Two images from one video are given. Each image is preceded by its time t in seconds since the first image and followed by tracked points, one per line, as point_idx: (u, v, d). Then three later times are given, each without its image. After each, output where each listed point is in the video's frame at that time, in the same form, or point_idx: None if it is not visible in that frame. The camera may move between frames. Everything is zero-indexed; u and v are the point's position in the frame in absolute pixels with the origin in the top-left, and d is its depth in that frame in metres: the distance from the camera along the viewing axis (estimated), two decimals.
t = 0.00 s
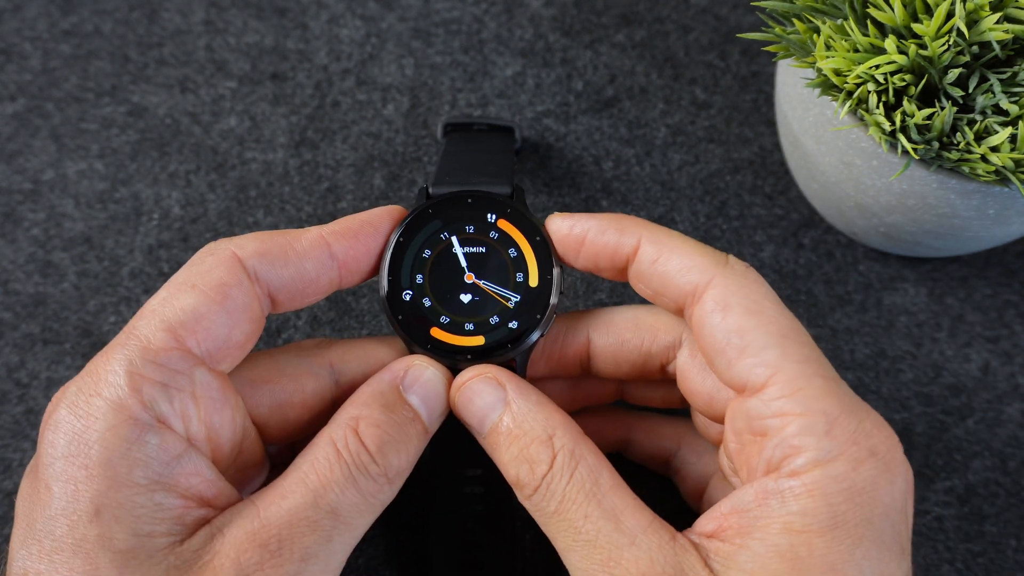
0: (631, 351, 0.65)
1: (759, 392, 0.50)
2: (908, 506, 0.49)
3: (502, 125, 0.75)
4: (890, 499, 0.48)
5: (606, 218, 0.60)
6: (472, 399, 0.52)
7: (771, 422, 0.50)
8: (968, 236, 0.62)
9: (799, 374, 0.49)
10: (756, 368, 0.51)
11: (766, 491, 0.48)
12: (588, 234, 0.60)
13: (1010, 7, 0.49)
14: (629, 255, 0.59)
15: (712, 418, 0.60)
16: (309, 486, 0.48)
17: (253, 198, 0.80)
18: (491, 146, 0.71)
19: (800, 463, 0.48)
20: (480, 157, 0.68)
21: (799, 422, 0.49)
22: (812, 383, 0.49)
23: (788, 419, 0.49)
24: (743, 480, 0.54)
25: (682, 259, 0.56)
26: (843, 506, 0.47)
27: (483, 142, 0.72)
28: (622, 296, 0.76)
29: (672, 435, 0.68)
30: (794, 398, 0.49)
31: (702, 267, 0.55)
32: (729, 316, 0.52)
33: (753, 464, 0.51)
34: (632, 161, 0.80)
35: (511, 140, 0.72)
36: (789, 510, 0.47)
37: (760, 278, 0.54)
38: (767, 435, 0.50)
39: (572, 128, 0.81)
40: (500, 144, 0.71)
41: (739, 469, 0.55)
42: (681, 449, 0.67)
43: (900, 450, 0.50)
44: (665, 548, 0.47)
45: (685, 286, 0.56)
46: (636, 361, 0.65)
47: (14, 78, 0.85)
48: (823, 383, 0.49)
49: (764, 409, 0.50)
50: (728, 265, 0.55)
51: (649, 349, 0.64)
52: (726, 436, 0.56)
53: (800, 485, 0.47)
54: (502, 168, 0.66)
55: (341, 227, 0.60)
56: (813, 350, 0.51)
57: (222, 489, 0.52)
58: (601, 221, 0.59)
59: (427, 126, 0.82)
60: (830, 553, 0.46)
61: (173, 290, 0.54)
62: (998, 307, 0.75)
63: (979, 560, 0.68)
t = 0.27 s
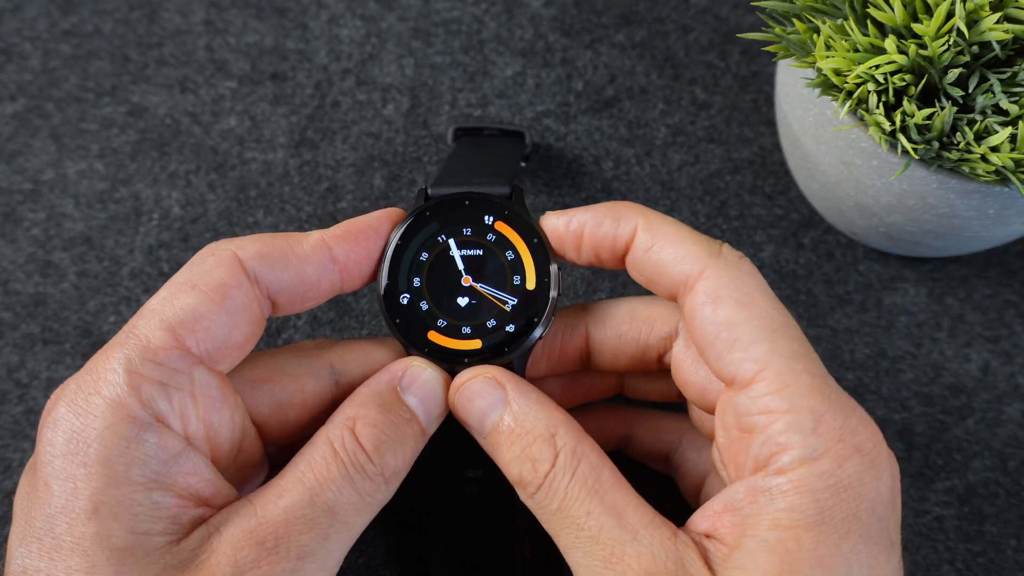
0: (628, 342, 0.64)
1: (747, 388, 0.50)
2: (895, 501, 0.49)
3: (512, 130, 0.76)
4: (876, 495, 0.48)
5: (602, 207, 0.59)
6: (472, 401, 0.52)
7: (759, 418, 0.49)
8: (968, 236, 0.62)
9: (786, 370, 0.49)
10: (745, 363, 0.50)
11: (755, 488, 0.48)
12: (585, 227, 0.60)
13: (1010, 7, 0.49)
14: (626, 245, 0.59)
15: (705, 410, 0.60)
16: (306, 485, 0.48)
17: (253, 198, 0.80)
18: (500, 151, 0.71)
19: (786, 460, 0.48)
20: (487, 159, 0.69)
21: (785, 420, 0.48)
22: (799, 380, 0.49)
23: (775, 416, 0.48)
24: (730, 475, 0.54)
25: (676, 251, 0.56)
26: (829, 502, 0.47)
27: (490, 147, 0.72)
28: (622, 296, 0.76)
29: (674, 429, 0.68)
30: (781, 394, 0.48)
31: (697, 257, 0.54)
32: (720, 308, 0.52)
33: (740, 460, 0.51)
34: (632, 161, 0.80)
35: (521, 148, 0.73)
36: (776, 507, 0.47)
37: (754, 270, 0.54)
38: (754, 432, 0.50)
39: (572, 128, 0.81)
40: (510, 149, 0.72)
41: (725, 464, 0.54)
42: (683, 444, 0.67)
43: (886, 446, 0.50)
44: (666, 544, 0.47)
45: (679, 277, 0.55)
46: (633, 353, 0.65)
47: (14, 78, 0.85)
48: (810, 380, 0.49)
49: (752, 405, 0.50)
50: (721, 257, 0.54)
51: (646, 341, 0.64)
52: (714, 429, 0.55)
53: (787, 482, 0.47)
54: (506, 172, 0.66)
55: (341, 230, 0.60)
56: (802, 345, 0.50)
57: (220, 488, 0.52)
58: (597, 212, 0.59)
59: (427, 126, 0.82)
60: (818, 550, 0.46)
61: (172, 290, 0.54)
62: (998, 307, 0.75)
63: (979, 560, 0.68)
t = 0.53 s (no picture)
0: (623, 345, 0.64)
1: (737, 387, 0.49)
2: (888, 497, 0.49)
3: (508, 127, 0.76)
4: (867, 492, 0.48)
5: (593, 209, 0.59)
6: (470, 399, 0.51)
7: (749, 417, 0.49)
8: (968, 236, 0.62)
9: (775, 370, 0.48)
10: (734, 363, 0.49)
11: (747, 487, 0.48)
12: (579, 229, 0.60)
13: (1010, 7, 0.49)
14: (619, 246, 0.59)
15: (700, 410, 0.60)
16: (305, 483, 0.49)
17: (253, 198, 0.80)
18: (495, 149, 0.71)
19: (777, 458, 0.47)
20: (481, 159, 0.68)
21: (776, 418, 0.48)
22: (789, 378, 0.48)
23: (766, 416, 0.48)
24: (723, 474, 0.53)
25: (666, 251, 0.55)
26: (821, 499, 0.47)
27: (485, 145, 0.72)
28: (622, 296, 0.76)
29: (673, 427, 0.68)
30: (771, 393, 0.48)
31: (685, 258, 0.54)
32: (709, 309, 0.51)
33: (732, 459, 0.51)
34: (632, 161, 0.80)
35: (515, 144, 0.73)
36: (768, 504, 0.47)
37: (744, 269, 0.53)
38: (745, 431, 0.49)
39: (572, 128, 0.81)
40: (503, 145, 0.72)
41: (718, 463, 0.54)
42: (682, 441, 0.67)
43: (877, 442, 0.49)
44: (664, 539, 0.47)
45: (668, 278, 0.55)
46: (629, 356, 0.65)
47: (14, 78, 0.85)
48: (800, 378, 0.48)
49: (742, 405, 0.49)
50: (711, 256, 0.54)
51: (641, 343, 0.64)
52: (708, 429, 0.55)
53: (778, 480, 0.47)
54: (501, 171, 0.66)
55: (339, 232, 0.60)
56: (791, 343, 0.50)
57: (219, 488, 0.52)
58: (590, 214, 0.59)
59: (427, 126, 0.82)
60: (809, 547, 0.46)
61: (172, 290, 0.54)
62: (998, 307, 0.75)
63: (979, 560, 0.68)
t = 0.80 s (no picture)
0: (623, 347, 0.64)
1: (732, 391, 0.50)
2: (885, 501, 0.49)
3: (505, 124, 0.76)
4: (863, 496, 0.48)
5: (591, 212, 0.59)
6: (470, 400, 0.51)
7: (744, 421, 0.49)
8: (968, 236, 0.62)
9: (769, 374, 0.48)
10: (729, 367, 0.49)
11: (743, 491, 0.48)
12: (578, 231, 0.60)
13: (1010, 7, 0.49)
14: (618, 248, 0.59)
15: (699, 411, 0.60)
16: (308, 484, 0.49)
17: (253, 198, 0.80)
18: (490, 147, 0.71)
19: (772, 462, 0.48)
20: (480, 159, 0.68)
21: (770, 423, 0.48)
22: (783, 383, 0.48)
23: (760, 420, 0.48)
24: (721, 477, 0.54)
25: (662, 254, 0.55)
26: (817, 503, 0.47)
27: (482, 144, 0.72)
28: (622, 296, 0.76)
29: (671, 421, 0.68)
30: (766, 397, 0.48)
31: (681, 261, 0.54)
32: (705, 312, 0.51)
33: (729, 462, 0.51)
34: (632, 161, 0.80)
35: (513, 143, 0.73)
36: (763, 509, 0.47)
37: (741, 271, 0.53)
38: (741, 435, 0.49)
39: (572, 128, 0.81)
40: (500, 143, 0.72)
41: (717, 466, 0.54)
42: (678, 437, 0.67)
43: (874, 446, 0.49)
44: (661, 544, 0.47)
45: (665, 281, 0.55)
46: (629, 357, 0.65)
47: (13, 78, 0.85)
48: (795, 382, 0.48)
49: (737, 408, 0.49)
50: (707, 259, 0.54)
51: (641, 345, 0.64)
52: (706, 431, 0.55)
53: (773, 484, 0.47)
54: (501, 173, 0.66)
55: (342, 233, 0.60)
56: (786, 347, 0.49)
57: (222, 488, 0.52)
58: (589, 216, 0.59)
59: (427, 126, 0.82)
60: (805, 552, 0.46)
61: (174, 290, 0.54)
62: (998, 307, 0.75)
63: (979, 560, 0.68)
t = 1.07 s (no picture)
0: (625, 347, 0.64)
1: (732, 393, 0.50)
2: (886, 503, 0.48)
3: (505, 124, 0.76)
4: (864, 499, 0.47)
5: (592, 213, 0.59)
6: (473, 401, 0.52)
7: (744, 423, 0.49)
8: (968, 236, 0.62)
9: (769, 376, 0.48)
10: (729, 368, 0.49)
11: (742, 494, 0.48)
12: (579, 232, 0.60)
13: (1010, 7, 0.49)
14: (619, 250, 0.59)
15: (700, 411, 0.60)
16: (310, 486, 0.49)
17: (253, 198, 0.80)
18: (490, 148, 0.71)
19: (771, 465, 0.47)
20: (480, 160, 0.68)
21: (770, 425, 0.48)
22: (784, 385, 0.48)
23: (760, 421, 0.48)
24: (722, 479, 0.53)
25: (663, 255, 0.55)
26: (817, 506, 0.47)
27: (481, 144, 0.72)
28: (622, 296, 0.76)
29: (666, 420, 0.68)
30: (766, 399, 0.48)
31: (682, 262, 0.54)
32: (705, 314, 0.51)
33: (730, 464, 0.51)
34: (632, 161, 0.80)
35: (513, 143, 0.73)
36: (764, 511, 0.47)
37: (741, 273, 0.53)
38: (741, 436, 0.49)
39: (572, 128, 0.81)
40: (499, 144, 0.72)
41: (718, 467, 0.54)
42: (673, 435, 0.67)
43: (875, 449, 0.49)
44: (661, 547, 0.47)
45: (665, 283, 0.55)
46: (630, 358, 0.65)
47: (14, 78, 0.85)
48: (795, 384, 0.48)
49: (737, 410, 0.49)
50: (707, 261, 0.54)
51: (642, 346, 0.64)
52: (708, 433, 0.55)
53: (773, 487, 0.47)
54: (503, 174, 0.66)
55: (344, 234, 0.60)
56: (787, 349, 0.49)
57: (224, 489, 0.52)
58: (590, 217, 0.59)
59: (427, 126, 0.82)
60: (805, 555, 0.46)
61: (177, 290, 0.54)
62: (999, 307, 0.75)
63: (979, 560, 0.68)
